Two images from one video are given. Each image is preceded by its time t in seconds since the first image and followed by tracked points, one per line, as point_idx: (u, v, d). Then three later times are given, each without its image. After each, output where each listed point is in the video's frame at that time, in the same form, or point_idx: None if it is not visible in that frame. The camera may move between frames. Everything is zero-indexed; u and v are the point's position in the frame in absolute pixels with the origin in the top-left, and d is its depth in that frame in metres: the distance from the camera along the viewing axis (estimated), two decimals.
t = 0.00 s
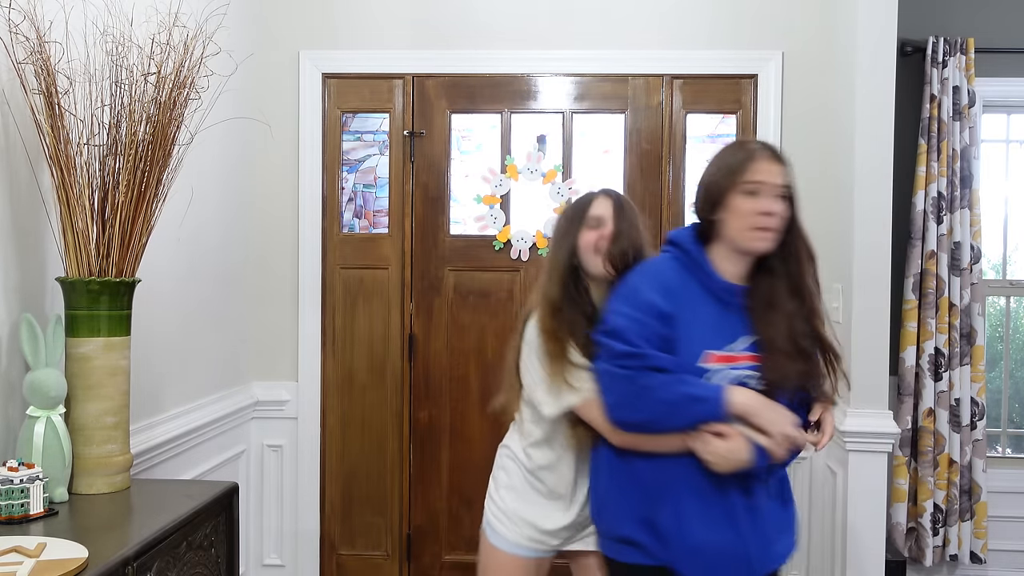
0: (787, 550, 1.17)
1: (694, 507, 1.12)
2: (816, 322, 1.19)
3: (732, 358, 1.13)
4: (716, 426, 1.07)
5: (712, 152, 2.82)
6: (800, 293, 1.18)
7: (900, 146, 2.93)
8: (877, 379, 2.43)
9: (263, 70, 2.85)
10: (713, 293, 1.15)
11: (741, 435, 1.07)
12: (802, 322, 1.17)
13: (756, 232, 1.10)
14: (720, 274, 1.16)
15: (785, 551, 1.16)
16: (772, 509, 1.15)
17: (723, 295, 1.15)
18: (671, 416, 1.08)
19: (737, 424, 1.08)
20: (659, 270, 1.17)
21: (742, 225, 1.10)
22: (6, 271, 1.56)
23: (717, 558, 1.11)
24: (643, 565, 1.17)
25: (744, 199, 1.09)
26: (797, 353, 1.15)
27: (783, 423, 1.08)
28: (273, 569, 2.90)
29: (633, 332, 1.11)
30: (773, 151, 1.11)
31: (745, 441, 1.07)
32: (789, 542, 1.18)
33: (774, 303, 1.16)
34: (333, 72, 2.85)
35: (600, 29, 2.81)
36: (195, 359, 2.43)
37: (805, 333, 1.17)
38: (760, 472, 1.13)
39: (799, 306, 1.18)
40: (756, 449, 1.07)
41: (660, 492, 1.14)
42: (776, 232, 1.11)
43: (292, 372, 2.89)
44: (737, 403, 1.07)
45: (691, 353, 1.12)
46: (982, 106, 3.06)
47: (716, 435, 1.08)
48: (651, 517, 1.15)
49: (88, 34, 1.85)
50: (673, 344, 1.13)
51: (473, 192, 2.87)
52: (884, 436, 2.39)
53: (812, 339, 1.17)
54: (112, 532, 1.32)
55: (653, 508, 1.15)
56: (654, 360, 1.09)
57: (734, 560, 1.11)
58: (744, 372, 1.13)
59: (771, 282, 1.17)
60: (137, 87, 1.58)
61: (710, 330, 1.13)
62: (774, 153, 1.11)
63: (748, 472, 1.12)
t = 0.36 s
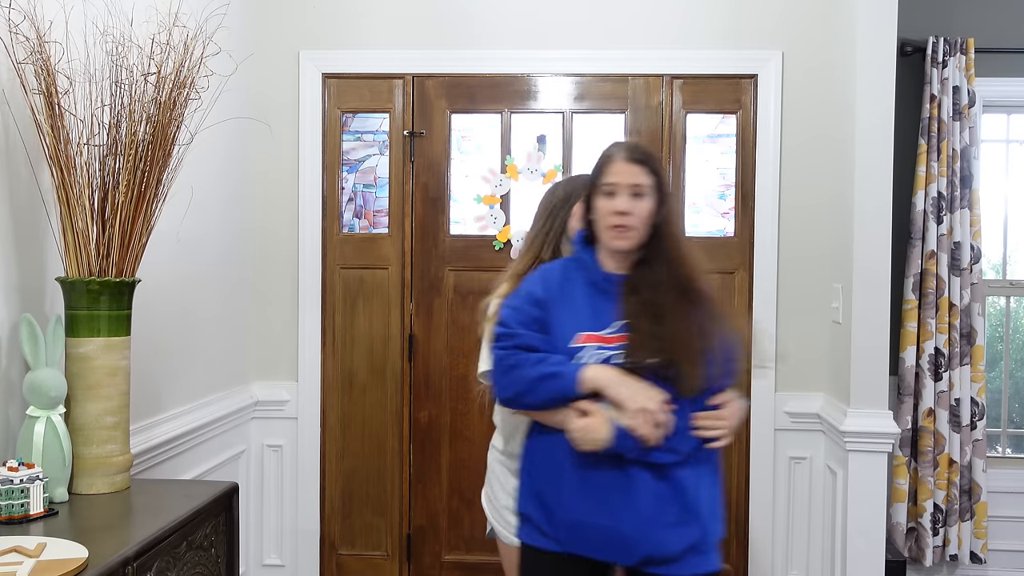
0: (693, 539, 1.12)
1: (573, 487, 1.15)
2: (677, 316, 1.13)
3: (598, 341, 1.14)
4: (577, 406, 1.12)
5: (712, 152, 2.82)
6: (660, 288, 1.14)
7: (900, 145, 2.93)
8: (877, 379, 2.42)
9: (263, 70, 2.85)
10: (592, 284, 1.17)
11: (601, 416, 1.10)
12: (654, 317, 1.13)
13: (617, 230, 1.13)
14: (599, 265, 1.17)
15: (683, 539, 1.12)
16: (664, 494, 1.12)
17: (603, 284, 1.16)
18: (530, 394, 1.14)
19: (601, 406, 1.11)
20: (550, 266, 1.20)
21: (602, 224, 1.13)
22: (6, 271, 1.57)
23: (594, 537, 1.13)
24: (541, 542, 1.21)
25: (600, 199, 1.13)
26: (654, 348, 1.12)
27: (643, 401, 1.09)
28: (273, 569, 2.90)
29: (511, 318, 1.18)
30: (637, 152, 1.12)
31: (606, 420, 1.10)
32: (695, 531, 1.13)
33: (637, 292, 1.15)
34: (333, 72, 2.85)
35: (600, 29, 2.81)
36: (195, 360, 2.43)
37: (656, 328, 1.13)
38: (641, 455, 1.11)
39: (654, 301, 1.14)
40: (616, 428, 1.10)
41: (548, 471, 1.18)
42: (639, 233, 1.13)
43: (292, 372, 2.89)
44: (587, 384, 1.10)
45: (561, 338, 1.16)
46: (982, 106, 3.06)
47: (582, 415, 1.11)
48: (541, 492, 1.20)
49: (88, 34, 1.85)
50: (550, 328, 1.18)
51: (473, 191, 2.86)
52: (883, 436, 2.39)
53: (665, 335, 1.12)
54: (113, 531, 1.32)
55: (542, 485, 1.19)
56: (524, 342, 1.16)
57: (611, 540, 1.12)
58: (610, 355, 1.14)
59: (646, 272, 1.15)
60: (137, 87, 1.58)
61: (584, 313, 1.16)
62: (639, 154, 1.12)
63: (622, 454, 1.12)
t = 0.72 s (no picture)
0: (623, 532, 1.25)
1: (523, 478, 1.30)
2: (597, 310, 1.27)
3: (554, 335, 1.31)
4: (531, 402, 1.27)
5: (712, 152, 2.82)
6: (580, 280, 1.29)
7: (900, 145, 2.93)
8: (877, 379, 2.42)
9: (263, 70, 2.85)
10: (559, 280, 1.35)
11: (550, 411, 1.25)
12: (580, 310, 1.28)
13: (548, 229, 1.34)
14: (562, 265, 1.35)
15: (614, 533, 1.25)
16: (600, 490, 1.27)
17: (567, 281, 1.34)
18: (490, 379, 1.29)
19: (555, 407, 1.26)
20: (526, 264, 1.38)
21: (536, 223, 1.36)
22: (6, 271, 1.56)
23: (535, 524, 1.27)
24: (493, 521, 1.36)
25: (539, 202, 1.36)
26: (588, 343, 1.27)
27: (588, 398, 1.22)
28: (273, 569, 2.90)
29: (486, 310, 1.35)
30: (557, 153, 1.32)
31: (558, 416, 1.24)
32: (626, 525, 1.26)
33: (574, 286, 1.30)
34: (333, 72, 2.85)
35: (601, 29, 2.81)
36: (195, 360, 2.43)
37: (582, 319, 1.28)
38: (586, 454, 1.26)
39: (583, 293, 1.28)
40: (566, 424, 1.23)
41: (505, 459, 1.34)
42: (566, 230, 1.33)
43: (292, 372, 2.89)
44: (540, 376, 1.26)
45: (526, 329, 1.33)
46: (982, 106, 3.06)
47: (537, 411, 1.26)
48: (497, 476, 1.35)
49: (88, 34, 1.85)
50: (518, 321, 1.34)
51: (473, 191, 2.86)
52: (883, 436, 2.39)
53: (583, 323, 1.28)
54: (113, 531, 1.32)
55: (499, 470, 1.35)
56: (495, 331, 1.32)
57: (548, 529, 1.26)
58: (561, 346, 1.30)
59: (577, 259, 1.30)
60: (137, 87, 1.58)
61: (547, 308, 1.33)
62: (559, 158, 1.32)
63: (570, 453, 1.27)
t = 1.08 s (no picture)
0: (585, 539, 1.20)
1: (484, 487, 1.25)
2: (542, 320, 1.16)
3: (507, 344, 1.23)
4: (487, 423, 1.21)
5: (712, 152, 2.82)
6: (521, 290, 1.19)
7: (900, 145, 2.93)
8: (877, 379, 2.42)
9: (263, 70, 2.85)
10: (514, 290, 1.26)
11: (505, 431, 1.19)
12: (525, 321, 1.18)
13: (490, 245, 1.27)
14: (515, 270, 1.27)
15: (576, 540, 1.20)
16: (560, 498, 1.22)
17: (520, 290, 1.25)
18: (449, 397, 1.25)
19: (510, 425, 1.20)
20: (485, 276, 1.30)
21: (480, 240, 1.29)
22: (6, 271, 1.56)
23: (496, 531, 1.24)
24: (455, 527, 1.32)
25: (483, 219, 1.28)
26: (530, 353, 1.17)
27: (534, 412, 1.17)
28: (273, 569, 2.91)
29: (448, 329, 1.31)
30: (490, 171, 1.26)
31: (510, 434, 1.19)
32: (586, 531, 1.21)
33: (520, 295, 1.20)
34: (333, 72, 2.85)
35: (600, 29, 2.81)
36: (195, 360, 2.43)
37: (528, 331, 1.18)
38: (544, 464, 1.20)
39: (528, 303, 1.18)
40: (518, 442, 1.18)
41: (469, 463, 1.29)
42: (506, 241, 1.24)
43: (292, 371, 2.89)
44: (488, 392, 1.20)
45: (480, 342, 1.27)
46: (982, 106, 3.06)
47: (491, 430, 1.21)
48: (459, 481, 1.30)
49: (88, 34, 1.85)
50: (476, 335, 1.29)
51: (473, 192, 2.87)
52: (883, 436, 2.39)
53: (526, 336, 1.17)
54: (112, 531, 1.32)
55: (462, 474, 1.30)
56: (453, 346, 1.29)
57: (510, 538, 1.22)
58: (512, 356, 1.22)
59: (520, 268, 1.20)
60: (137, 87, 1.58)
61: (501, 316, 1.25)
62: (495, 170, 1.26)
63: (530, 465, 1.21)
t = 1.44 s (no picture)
0: (493, 539, 1.23)
1: (393, 491, 1.28)
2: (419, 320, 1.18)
3: (397, 350, 1.26)
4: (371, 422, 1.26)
5: (712, 152, 2.82)
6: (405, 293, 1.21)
7: (900, 145, 2.93)
8: (877, 379, 2.42)
9: (262, 70, 2.85)
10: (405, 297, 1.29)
11: (384, 435, 1.23)
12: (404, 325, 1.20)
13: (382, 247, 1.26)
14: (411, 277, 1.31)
15: (484, 539, 1.23)
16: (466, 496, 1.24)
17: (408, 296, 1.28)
18: (350, 403, 1.31)
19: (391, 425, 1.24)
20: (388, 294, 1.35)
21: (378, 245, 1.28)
22: (5, 271, 1.56)
23: (409, 533, 1.26)
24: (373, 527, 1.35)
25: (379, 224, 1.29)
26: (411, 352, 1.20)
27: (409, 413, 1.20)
28: (273, 569, 2.91)
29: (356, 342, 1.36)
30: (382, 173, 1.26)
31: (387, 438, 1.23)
32: (494, 531, 1.23)
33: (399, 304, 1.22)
34: (333, 72, 2.85)
35: (600, 29, 2.81)
36: (195, 360, 2.43)
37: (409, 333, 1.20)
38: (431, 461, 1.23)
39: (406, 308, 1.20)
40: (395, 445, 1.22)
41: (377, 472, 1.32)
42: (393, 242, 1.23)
43: (292, 372, 2.89)
44: (375, 395, 1.24)
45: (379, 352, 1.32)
46: (982, 106, 3.06)
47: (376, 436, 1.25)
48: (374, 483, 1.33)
49: (88, 34, 1.85)
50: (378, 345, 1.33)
51: (473, 191, 2.86)
52: (884, 436, 2.39)
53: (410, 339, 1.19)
54: (112, 532, 1.32)
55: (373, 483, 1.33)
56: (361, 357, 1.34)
57: (426, 540, 1.25)
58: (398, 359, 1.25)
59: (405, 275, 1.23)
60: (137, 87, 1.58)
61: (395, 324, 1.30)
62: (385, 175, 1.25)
63: (420, 467, 1.24)
